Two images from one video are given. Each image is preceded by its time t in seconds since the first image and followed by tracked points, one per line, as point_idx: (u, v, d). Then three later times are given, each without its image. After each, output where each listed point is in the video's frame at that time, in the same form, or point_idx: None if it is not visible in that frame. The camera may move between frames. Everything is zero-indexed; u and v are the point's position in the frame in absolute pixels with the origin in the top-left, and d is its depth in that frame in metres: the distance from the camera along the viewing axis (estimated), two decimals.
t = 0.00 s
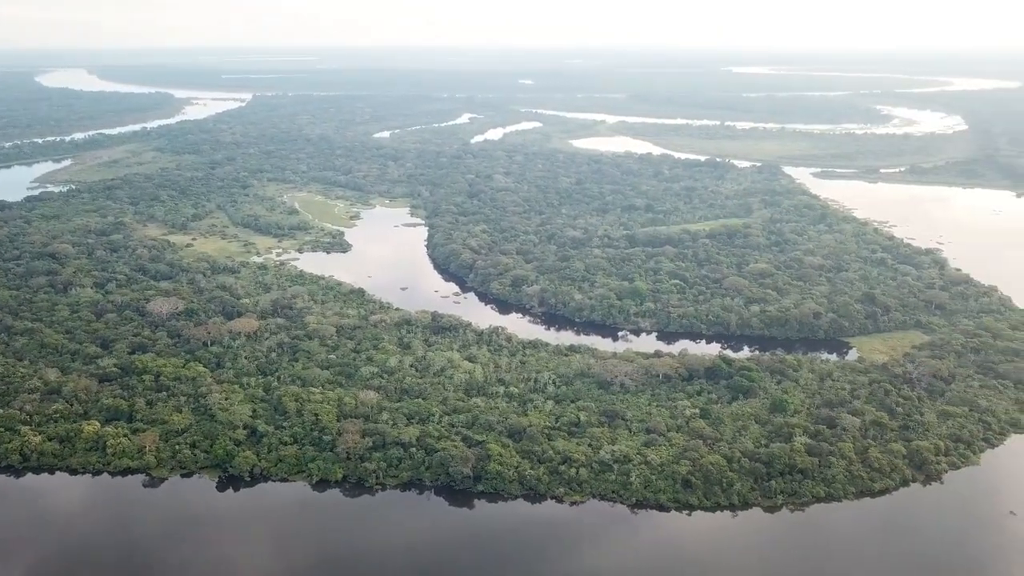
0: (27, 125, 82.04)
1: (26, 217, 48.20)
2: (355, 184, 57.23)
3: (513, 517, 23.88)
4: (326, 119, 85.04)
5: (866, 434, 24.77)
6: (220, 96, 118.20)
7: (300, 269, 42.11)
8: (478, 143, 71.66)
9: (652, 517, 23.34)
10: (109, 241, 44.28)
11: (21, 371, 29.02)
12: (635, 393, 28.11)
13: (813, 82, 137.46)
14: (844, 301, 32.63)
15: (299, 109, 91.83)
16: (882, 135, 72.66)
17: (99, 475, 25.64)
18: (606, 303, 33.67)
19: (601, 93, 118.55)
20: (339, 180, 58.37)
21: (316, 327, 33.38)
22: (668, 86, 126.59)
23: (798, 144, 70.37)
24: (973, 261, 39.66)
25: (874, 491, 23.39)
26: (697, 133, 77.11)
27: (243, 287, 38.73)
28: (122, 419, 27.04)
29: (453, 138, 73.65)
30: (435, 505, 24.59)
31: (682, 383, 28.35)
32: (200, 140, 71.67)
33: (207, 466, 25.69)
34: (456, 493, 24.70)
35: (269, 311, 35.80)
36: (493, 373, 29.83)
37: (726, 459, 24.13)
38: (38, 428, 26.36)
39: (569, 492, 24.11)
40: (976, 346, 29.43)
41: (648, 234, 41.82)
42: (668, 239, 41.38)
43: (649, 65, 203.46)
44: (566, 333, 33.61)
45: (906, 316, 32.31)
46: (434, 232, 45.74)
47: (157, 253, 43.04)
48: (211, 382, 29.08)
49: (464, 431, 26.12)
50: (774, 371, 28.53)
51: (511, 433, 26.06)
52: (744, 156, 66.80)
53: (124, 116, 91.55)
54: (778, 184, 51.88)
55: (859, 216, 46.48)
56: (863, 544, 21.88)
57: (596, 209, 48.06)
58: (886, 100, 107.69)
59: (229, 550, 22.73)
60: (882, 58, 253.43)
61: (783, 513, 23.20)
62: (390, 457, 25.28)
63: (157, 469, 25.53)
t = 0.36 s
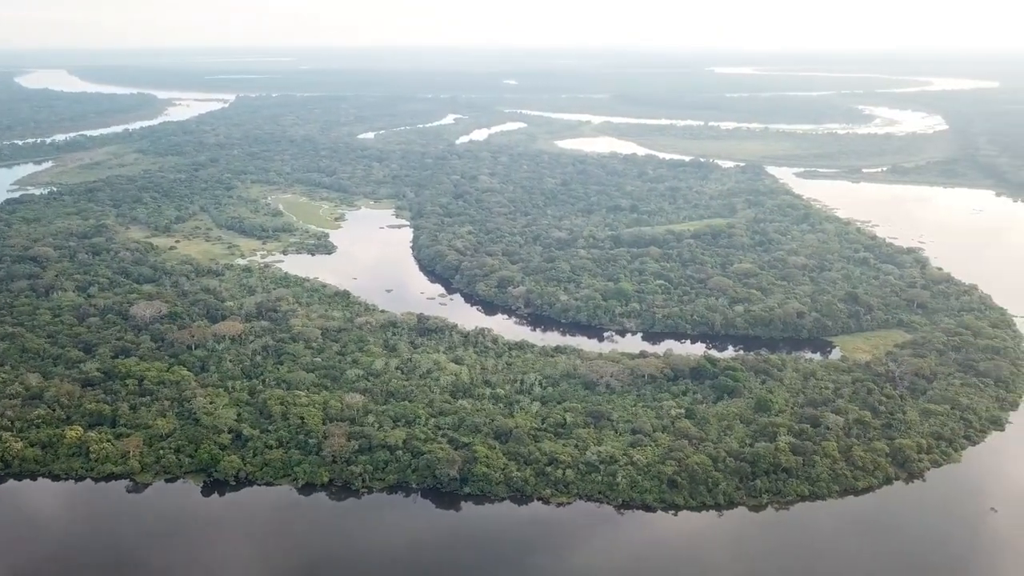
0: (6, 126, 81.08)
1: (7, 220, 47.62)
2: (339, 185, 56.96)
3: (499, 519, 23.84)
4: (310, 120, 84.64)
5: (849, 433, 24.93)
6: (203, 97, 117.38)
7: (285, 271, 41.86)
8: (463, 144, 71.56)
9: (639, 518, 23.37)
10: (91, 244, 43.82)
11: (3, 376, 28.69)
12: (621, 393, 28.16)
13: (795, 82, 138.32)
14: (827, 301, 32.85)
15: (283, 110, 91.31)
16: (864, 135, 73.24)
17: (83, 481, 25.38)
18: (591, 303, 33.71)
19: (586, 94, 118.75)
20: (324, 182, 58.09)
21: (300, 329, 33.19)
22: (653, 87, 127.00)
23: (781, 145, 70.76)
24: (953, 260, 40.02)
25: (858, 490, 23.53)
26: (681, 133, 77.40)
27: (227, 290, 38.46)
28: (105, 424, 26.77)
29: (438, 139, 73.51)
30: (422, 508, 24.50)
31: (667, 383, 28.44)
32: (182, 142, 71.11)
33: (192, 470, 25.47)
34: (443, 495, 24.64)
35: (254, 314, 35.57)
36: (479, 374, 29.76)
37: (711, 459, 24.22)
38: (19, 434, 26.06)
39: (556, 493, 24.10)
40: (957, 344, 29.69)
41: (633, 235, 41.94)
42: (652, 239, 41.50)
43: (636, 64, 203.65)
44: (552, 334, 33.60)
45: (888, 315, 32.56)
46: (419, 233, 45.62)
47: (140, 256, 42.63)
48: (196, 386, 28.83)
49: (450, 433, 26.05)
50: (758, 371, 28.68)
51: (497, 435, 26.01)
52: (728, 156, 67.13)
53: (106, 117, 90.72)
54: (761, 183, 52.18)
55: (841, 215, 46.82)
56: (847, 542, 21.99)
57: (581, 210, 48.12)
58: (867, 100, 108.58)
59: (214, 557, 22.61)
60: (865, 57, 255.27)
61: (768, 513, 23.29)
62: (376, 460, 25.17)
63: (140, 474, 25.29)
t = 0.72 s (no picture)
0: None
1: None
2: (319, 186, 56.61)
3: (483, 522, 23.78)
4: (289, 121, 84.09)
5: (829, 431, 25.16)
6: (180, 99, 116.09)
7: (265, 274, 41.52)
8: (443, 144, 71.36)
9: (622, 518, 23.42)
10: (67, 248, 43.22)
11: None
12: (603, 394, 28.23)
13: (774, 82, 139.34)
14: (806, 300, 33.11)
15: (262, 111, 90.57)
16: (841, 135, 73.92)
17: (61, 488, 25.03)
18: (573, 304, 33.75)
19: (566, 94, 118.90)
20: (304, 183, 57.69)
21: (281, 333, 32.94)
22: (633, 87, 127.40)
23: (760, 144, 71.29)
24: (929, 259, 40.47)
25: (838, 487, 23.73)
26: (662, 133, 77.75)
27: (206, 293, 38.08)
28: (83, 431, 26.42)
29: (418, 140, 73.27)
30: (405, 511, 24.39)
31: (649, 383, 28.54)
32: (160, 144, 70.33)
33: (173, 476, 25.18)
34: (426, 498, 24.55)
35: (234, 318, 35.26)
36: (462, 376, 29.67)
37: (693, 459, 24.35)
38: None
39: (539, 495, 24.10)
40: (933, 341, 30.05)
41: (613, 235, 42.07)
42: (633, 240, 41.64)
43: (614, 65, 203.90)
44: (534, 335, 33.60)
45: (866, 314, 32.88)
46: (401, 235, 45.43)
47: (117, 260, 42.10)
48: (175, 391, 28.51)
49: (433, 436, 25.97)
50: (739, 370, 28.85)
51: (480, 437, 25.98)
52: (707, 156, 67.50)
53: (81, 119, 89.55)
54: (740, 183, 52.51)
55: (819, 215, 47.25)
56: (827, 539, 22.16)
57: (562, 210, 48.17)
58: (844, 100, 109.51)
59: (197, 564, 22.40)
60: (843, 56, 257.13)
61: (750, 511, 23.43)
62: (359, 463, 25.05)
63: (120, 480, 24.97)
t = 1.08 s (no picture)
0: None
1: None
2: (295, 188, 56.16)
3: (463, 524, 23.72)
4: (264, 122, 83.34)
5: (804, 428, 25.43)
6: (153, 100, 114.53)
7: (241, 278, 41.08)
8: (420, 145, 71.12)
9: (601, 519, 23.48)
10: (37, 253, 42.44)
11: None
12: (582, 394, 28.28)
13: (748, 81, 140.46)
14: (781, 299, 33.42)
15: (236, 112, 89.62)
16: (814, 134, 74.72)
17: (34, 497, 24.62)
18: (551, 305, 33.77)
19: (542, 94, 119.01)
20: (279, 185, 57.18)
21: (258, 337, 32.61)
22: (609, 87, 127.84)
23: (735, 143, 71.83)
24: (901, 257, 41.01)
25: (814, 484, 23.98)
26: (638, 133, 78.09)
27: (181, 297, 37.61)
28: (57, 439, 25.99)
29: (395, 140, 72.96)
30: (384, 515, 24.28)
31: (627, 383, 28.65)
32: (132, 146, 69.35)
33: (148, 483, 24.85)
34: (406, 501, 24.44)
35: (210, 322, 34.85)
36: (440, 379, 29.58)
37: (671, 458, 24.48)
38: None
39: (519, 496, 24.09)
40: (905, 339, 30.47)
41: (591, 236, 42.19)
42: (610, 240, 41.77)
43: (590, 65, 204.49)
44: (513, 337, 33.59)
45: (840, 312, 33.25)
46: (378, 236, 45.18)
47: (89, 264, 41.45)
48: (151, 397, 28.15)
49: (413, 439, 25.87)
50: (716, 369, 29.06)
51: (460, 439, 25.92)
52: (683, 156, 67.92)
53: (51, 120, 88.07)
54: (716, 183, 52.90)
55: (794, 214, 47.74)
56: (804, 535, 22.38)
57: (540, 211, 48.19)
58: (817, 100, 110.56)
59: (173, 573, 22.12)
60: (816, 56, 259.76)
61: (728, 509, 23.60)
62: (337, 468, 24.88)
63: (95, 488, 24.61)
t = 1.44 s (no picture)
0: None
1: None
2: (274, 190, 55.76)
3: (445, 526, 23.65)
4: (242, 123, 82.64)
5: (784, 426, 25.64)
6: (128, 100, 113.18)
7: (219, 280, 40.68)
8: (399, 146, 70.86)
9: (584, 519, 23.52)
10: (11, 257, 41.77)
11: None
12: (563, 395, 28.29)
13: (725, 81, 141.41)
14: (760, 298, 33.65)
15: (213, 113, 88.80)
16: (791, 133, 75.37)
17: (10, 505, 24.24)
18: (532, 306, 33.77)
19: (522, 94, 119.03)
20: (258, 187, 56.72)
21: (237, 340, 32.32)
22: (588, 87, 128.14)
23: (714, 143, 72.27)
24: (877, 256, 41.47)
25: (793, 482, 24.19)
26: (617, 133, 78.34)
27: (158, 301, 37.18)
28: (32, 446, 25.61)
29: (374, 141, 72.62)
30: (366, 519, 24.16)
31: (608, 383, 28.72)
32: (108, 148, 68.48)
33: (127, 490, 24.54)
34: (388, 504, 24.34)
35: (188, 325, 34.47)
36: (422, 381, 29.47)
37: (653, 458, 24.58)
38: None
39: (501, 498, 24.04)
40: (882, 336, 30.81)
41: (571, 236, 42.26)
42: (590, 241, 41.85)
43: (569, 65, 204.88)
44: (495, 338, 33.57)
45: (818, 310, 33.55)
46: (358, 238, 44.94)
47: (65, 268, 40.86)
48: (128, 402, 27.80)
49: (394, 442, 25.75)
50: (696, 369, 29.22)
51: (441, 442, 25.85)
52: (662, 156, 68.22)
53: (24, 122, 86.74)
54: (694, 183, 53.19)
55: (772, 213, 48.10)
56: (783, 532, 22.59)
57: (520, 212, 48.18)
58: (794, 99, 111.34)
59: None
60: (793, 56, 261.91)
61: (709, 508, 23.73)
62: (319, 472, 24.72)
63: (72, 495, 24.27)
